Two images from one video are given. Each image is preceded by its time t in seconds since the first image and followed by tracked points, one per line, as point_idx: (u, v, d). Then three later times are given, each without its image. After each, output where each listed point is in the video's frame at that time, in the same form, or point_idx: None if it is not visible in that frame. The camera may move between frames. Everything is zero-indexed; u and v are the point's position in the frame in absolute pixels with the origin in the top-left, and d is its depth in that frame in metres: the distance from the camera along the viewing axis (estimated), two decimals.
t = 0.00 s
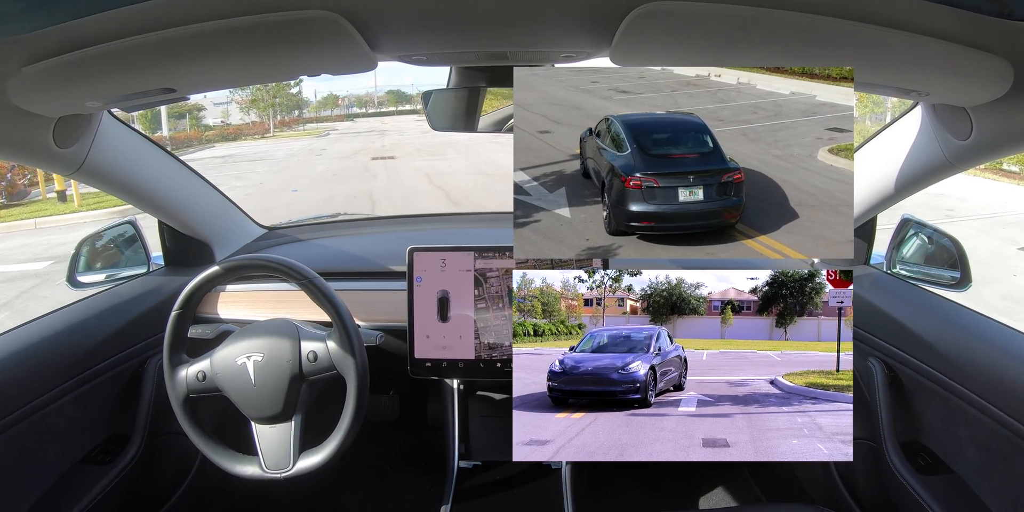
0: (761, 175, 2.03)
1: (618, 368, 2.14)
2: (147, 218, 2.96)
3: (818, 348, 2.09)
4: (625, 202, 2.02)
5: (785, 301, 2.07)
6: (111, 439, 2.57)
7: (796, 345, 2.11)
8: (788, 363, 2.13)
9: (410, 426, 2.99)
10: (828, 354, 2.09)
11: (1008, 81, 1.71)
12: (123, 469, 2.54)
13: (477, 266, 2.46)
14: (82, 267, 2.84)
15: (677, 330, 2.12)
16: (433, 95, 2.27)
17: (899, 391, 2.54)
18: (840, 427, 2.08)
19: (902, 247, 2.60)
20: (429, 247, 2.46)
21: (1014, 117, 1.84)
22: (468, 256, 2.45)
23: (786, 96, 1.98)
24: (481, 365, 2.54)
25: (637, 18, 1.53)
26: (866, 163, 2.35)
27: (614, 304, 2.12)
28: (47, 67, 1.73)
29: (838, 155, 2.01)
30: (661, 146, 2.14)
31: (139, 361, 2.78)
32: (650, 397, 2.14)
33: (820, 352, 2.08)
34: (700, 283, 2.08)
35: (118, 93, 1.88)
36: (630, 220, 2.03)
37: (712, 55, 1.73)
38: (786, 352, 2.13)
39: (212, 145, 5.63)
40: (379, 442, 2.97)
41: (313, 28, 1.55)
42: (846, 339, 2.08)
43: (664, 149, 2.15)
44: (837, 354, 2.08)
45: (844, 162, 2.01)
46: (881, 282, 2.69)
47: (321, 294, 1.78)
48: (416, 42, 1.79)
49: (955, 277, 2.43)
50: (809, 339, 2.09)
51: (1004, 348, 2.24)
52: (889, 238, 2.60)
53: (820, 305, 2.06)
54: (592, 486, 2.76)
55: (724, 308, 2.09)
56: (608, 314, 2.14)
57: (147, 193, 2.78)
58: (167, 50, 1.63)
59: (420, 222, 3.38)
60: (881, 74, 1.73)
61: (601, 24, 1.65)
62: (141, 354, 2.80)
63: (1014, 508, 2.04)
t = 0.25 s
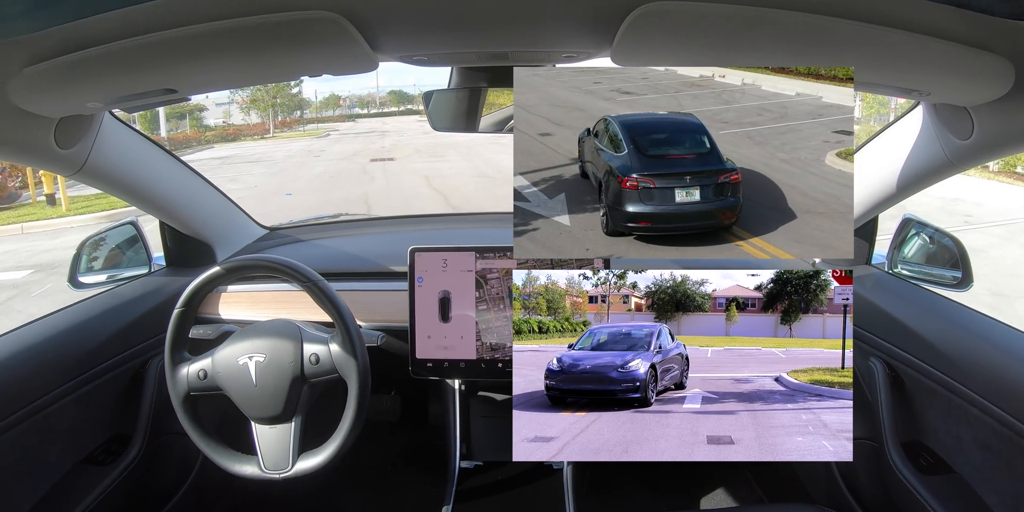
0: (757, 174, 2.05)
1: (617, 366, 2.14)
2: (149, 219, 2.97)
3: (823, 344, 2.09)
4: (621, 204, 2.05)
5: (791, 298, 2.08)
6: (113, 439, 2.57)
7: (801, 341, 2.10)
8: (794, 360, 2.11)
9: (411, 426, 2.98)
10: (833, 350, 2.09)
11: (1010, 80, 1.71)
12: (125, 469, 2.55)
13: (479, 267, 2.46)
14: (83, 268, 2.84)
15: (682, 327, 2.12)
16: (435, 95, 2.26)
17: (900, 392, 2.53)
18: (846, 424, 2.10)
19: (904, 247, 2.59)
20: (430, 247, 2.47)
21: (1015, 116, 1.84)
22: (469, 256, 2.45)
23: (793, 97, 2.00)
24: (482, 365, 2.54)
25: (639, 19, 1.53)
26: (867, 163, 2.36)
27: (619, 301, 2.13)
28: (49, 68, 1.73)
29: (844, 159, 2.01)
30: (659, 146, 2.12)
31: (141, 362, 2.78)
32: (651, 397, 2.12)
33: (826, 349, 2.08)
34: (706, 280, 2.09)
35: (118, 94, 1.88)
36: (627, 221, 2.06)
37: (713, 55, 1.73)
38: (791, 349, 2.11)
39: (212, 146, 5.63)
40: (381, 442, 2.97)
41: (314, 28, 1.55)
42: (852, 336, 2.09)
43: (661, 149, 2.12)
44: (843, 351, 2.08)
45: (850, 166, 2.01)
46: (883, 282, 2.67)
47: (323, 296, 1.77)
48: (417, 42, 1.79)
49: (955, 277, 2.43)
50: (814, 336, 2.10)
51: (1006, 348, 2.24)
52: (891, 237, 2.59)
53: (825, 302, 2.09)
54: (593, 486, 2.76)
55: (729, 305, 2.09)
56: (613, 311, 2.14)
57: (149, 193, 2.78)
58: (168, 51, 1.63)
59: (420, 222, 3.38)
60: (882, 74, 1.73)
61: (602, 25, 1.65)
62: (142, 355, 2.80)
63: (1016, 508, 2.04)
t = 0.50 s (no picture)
0: (758, 175, 2.05)
1: (616, 364, 2.15)
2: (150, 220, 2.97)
3: (827, 340, 2.11)
4: (617, 204, 2.05)
5: (795, 293, 2.09)
6: (114, 440, 2.58)
7: (804, 337, 2.13)
8: (798, 356, 2.13)
9: (410, 426, 2.96)
10: (837, 346, 2.11)
11: (1010, 80, 1.71)
12: (126, 469, 2.55)
13: (480, 267, 2.46)
14: (84, 268, 2.84)
15: (686, 323, 2.13)
16: (435, 95, 2.26)
17: (903, 392, 2.52)
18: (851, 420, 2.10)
19: (905, 247, 2.56)
20: (431, 248, 2.47)
21: (1016, 116, 1.85)
22: (470, 256, 2.45)
23: (799, 99, 1.99)
24: (483, 365, 2.54)
25: (640, 19, 1.53)
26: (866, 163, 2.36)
27: (623, 297, 2.15)
28: (49, 68, 1.73)
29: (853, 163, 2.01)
30: (659, 146, 2.11)
31: (141, 362, 2.78)
32: (651, 397, 2.12)
33: (830, 344, 2.10)
34: (709, 276, 2.10)
35: (118, 94, 1.88)
36: (624, 220, 2.05)
37: (714, 55, 1.73)
38: (795, 345, 2.13)
39: (212, 147, 5.62)
40: (381, 442, 2.96)
41: (315, 29, 1.55)
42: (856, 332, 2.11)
43: (661, 150, 2.12)
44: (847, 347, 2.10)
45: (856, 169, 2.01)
46: (885, 282, 2.65)
47: (324, 297, 1.77)
48: (417, 43, 1.79)
49: (956, 276, 2.44)
50: (818, 332, 2.12)
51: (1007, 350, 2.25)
52: (891, 238, 2.56)
53: (829, 298, 2.10)
54: (595, 485, 2.77)
55: (733, 301, 2.11)
56: (617, 307, 2.16)
57: (149, 194, 2.79)
58: (169, 51, 1.63)
59: (421, 223, 3.39)
60: (883, 74, 1.73)
61: (603, 25, 1.65)
62: (143, 355, 2.80)
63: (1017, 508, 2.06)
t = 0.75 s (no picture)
0: (760, 176, 2.03)
1: (615, 361, 2.18)
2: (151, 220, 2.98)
3: (832, 336, 2.10)
4: (617, 204, 2.02)
5: (799, 289, 2.10)
6: (115, 440, 2.58)
7: (809, 333, 2.13)
8: (804, 352, 2.13)
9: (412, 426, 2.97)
10: (843, 341, 2.10)
11: (1011, 79, 1.70)
12: (127, 469, 2.55)
13: (480, 267, 2.45)
14: (84, 268, 2.85)
15: (690, 319, 2.16)
16: (435, 95, 2.27)
17: (903, 392, 2.53)
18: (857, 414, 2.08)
19: (905, 246, 2.56)
20: (431, 248, 2.47)
21: (1016, 115, 1.85)
22: (470, 257, 2.45)
23: (807, 100, 1.99)
24: (483, 365, 2.54)
25: (640, 19, 1.53)
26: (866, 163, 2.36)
27: (628, 293, 2.14)
28: (49, 68, 1.73)
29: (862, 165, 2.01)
30: (659, 146, 2.12)
31: (142, 362, 2.79)
32: (651, 393, 2.16)
33: (836, 340, 2.10)
34: (716, 271, 2.11)
35: (119, 95, 1.88)
36: (625, 219, 2.04)
37: (714, 55, 1.73)
38: (800, 340, 2.14)
39: (212, 147, 5.62)
40: (382, 442, 2.96)
41: (315, 29, 1.55)
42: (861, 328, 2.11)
43: (661, 149, 2.12)
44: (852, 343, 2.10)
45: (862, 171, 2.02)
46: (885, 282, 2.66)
47: (325, 298, 1.78)
48: (418, 43, 1.79)
49: (956, 276, 2.43)
50: (823, 328, 2.11)
51: (1007, 348, 2.24)
52: (892, 238, 2.55)
53: (833, 294, 2.10)
54: (596, 485, 2.76)
55: (738, 297, 2.12)
56: (622, 303, 2.15)
57: (150, 194, 2.79)
58: (169, 52, 1.63)
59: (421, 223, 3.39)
60: (883, 74, 1.73)
61: (603, 25, 1.65)
62: (144, 355, 2.80)
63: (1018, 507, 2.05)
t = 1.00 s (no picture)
0: (759, 176, 2.04)
1: (616, 359, 2.16)
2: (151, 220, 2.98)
3: (841, 331, 2.08)
4: (617, 204, 2.04)
5: (806, 285, 2.09)
6: (115, 441, 2.58)
7: (817, 328, 2.10)
8: (811, 347, 2.11)
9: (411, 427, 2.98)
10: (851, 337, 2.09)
11: (1011, 79, 1.71)
12: (128, 469, 2.55)
13: (480, 267, 2.44)
14: (83, 268, 2.86)
15: (698, 314, 2.11)
16: (436, 96, 2.29)
17: (904, 392, 2.51)
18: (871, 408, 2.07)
19: (906, 246, 2.55)
20: (432, 248, 2.48)
21: (1016, 115, 1.85)
22: (471, 257, 2.45)
23: (816, 101, 1.97)
24: (483, 365, 2.53)
25: (640, 18, 1.53)
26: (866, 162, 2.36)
27: (634, 289, 2.11)
28: (50, 69, 1.73)
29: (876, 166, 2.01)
30: (659, 145, 2.11)
31: (143, 363, 2.79)
32: (652, 391, 2.13)
33: (843, 335, 2.08)
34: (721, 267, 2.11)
35: (119, 95, 1.88)
36: (625, 220, 2.05)
37: (714, 55, 1.73)
38: (807, 336, 2.12)
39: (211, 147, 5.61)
40: (381, 443, 2.95)
41: (317, 29, 1.55)
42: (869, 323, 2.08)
43: (661, 149, 2.11)
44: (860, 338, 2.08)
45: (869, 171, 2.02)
46: (886, 282, 2.63)
47: (324, 297, 1.78)
48: (419, 43, 1.79)
49: (956, 275, 2.46)
50: (831, 323, 2.10)
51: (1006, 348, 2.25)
52: (892, 237, 2.51)
53: (841, 289, 2.09)
54: (596, 485, 2.75)
55: (745, 292, 2.11)
56: (629, 299, 2.12)
57: (150, 194, 2.79)
58: (170, 52, 1.62)
59: (420, 223, 3.39)
60: (883, 74, 1.73)
61: (603, 25, 1.65)
62: (144, 355, 2.80)
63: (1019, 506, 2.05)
